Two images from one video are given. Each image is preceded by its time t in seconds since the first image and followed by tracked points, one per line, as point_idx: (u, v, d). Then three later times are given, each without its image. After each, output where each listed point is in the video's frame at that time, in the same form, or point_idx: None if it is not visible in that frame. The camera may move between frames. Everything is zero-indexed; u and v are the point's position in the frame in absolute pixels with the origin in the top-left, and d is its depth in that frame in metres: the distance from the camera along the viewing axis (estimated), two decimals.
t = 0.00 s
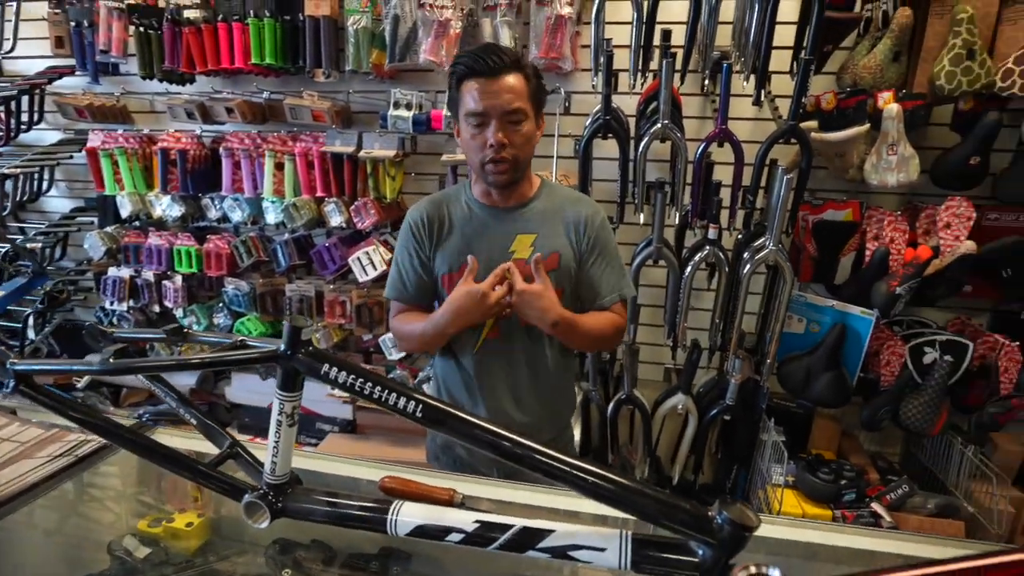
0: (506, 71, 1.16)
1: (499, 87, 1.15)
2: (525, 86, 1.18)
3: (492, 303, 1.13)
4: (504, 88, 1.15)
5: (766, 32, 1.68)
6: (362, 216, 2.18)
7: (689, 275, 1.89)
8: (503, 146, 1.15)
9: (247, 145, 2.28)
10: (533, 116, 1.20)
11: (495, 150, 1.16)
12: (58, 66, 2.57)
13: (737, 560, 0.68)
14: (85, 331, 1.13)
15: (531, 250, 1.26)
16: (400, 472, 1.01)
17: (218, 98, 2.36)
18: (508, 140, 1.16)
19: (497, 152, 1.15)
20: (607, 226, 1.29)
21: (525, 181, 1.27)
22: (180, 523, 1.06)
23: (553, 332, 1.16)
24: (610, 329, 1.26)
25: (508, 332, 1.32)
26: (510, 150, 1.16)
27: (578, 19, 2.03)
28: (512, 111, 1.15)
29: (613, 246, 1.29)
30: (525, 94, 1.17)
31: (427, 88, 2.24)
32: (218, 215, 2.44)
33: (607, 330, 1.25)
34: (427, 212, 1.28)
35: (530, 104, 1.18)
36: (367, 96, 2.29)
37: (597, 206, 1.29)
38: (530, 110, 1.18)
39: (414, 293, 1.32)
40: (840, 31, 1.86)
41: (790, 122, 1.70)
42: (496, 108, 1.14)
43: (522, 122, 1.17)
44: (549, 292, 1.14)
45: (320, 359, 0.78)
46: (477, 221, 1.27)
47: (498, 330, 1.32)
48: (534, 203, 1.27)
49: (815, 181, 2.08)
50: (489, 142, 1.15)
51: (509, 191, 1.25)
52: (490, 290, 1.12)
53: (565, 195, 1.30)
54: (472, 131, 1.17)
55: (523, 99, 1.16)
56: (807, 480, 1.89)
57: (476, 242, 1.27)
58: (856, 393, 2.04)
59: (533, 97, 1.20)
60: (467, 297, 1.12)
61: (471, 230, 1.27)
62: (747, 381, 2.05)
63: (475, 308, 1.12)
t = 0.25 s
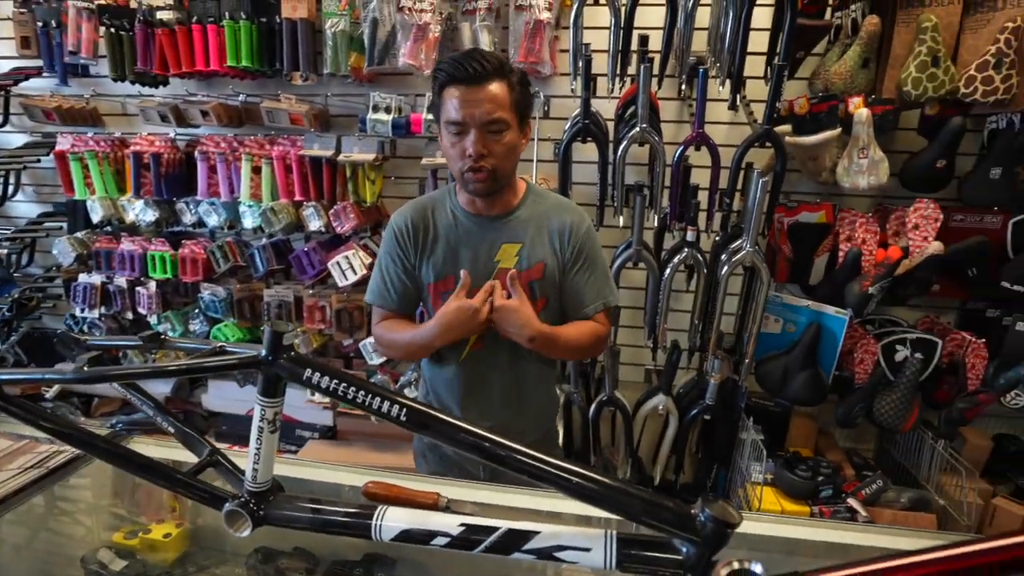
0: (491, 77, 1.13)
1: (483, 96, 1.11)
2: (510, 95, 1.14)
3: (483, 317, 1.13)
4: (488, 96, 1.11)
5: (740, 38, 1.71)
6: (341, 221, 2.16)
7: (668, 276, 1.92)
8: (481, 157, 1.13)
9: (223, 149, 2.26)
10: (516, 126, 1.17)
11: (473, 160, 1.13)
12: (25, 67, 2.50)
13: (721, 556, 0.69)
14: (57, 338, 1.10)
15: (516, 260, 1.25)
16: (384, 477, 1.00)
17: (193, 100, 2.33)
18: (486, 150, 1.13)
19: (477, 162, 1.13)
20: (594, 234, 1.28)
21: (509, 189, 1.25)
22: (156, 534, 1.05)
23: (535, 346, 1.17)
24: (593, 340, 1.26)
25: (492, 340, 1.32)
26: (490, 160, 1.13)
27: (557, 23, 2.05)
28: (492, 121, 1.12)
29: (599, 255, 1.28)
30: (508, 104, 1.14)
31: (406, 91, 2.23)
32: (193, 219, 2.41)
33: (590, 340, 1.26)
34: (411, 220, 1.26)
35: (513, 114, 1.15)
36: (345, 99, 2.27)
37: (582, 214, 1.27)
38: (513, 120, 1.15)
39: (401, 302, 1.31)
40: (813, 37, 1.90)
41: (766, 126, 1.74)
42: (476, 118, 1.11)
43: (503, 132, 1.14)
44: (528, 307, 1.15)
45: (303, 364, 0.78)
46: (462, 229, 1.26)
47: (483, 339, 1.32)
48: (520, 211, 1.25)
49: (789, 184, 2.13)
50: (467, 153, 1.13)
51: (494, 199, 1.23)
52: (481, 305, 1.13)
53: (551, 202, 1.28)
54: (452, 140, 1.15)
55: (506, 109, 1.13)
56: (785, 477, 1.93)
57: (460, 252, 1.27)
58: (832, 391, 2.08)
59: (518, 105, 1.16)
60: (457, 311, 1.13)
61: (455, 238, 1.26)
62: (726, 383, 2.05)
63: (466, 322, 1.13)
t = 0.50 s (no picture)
0: (469, 85, 1.11)
1: (460, 104, 1.10)
2: (487, 103, 1.12)
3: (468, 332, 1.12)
4: (464, 104, 1.10)
5: (725, 42, 1.72)
6: (330, 225, 2.14)
7: (656, 279, 1.92)
8: (454, 166, 1.12)
9: (209, 153, 2.25)
10: (495, 135, 1.14)
11: (447, 170, 1.12)
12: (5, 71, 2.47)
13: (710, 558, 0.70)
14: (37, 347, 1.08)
15: (507, 268, 1.25)
16: (374, 483, 0.99)
17: (178, 105, 2.31)
18: (459, 160, 1.12)
19: (450, 173, 1.12)
20: (588, 242, 1.25)
21: (498, 198, 1.23)
22: (142, 544, 1.02)
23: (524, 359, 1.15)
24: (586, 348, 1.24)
25: (486, 347, 1.32)
26: (464, 169, 1.12)
27: (543, 27, 2.06)
28: (465, 129, 1.11)
29: (594, 263, 1.25)
30: (484, 113, 1.12)
31: (393, 95, 2.22)
32: (179, 224, 2.39)
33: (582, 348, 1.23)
34: (404, 228, 1.27)
35: (490, 122, 1.13)
36: (332, 103, 2.27)
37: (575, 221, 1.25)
38: (490, 129, 1.13)
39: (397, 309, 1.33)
40: (797, 41, 1.92)
41: (751, 128, 1.75)
42: (449, 127, 1.10)
43: (477, 141, 1.12)
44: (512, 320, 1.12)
45: (288, 371, 0.77)
46: (453, 237, 1.26)
47: (476, 347, 1.32)
48: (510, 219, 1.24)
49: (775, 186, 2.15)
50: (440, 162, 1.12)
51: (483, 207, 1.22)
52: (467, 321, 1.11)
53: (544, 209, 1.26)
54: (429, 149, 1.15)
55: (481, 118, 1.11)
56: (774, 477, 1.94)
57: (452, 260, 1.26)
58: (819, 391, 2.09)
59: (496, 113, 1.14)
60: (443, 327, 1.11)
61: (447, 246, 1.26)
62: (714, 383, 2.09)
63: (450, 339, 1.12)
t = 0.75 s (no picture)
0: (461, 89, 1.10)
1: (450, 108, 1.09)
2: (477, 107, 1.11)
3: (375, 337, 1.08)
4: (453, 108, 1.09)
5: (718, 44, 1.73)
6: (323, 228, 2.15)
7: (651, 280, 1.92)
8: (442, 171, 1.11)
9: (202, 156, 2.24)
10: (487, 141, 1.13)
11: (435, 174, 1.12)
12: None
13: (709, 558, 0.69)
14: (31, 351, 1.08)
15: (507, 276, 1.25)
16: (370, 486, 0.98)
17: (171, 108, 2.30)
18: (446, 164, 1.11)
19: (437, 177, 1.12)
20: (593, 252, 1.23)
21: (496, 207, 1.22)
22: (140, 548, 1.01)
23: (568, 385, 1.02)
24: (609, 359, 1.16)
25: (484, 351, 1.33)
26: (451, 173, 1.11)
27: (537, 29, 2.06)
28: (453, 133, 1.10)
29: (598, 278, 1.23)
30: (475, 118, 1.11)
31: (387, 97, 2.22)
32: (171, 228, 2.37)
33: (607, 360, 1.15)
34: (408, 227, 1.29)
35: (479, 127, 1.11)
36: (325, 105, 2.26)
37: (578, 231, 1.23)
38: (481, 134, 1.12)
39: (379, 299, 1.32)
40: (790, 42, 1.92)
41: (745, 129, 1.75)
42: (438, 130, 1.10)
43: (465, 146, 1.11)
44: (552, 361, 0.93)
45: (286, 373, 0.75)
46: (455, 242, 1.26)
47: (474, 350, 1.33)
48: (511, 227, 1.24)
49: (769, 187, 2.15)
50: (428, 165, 1.12)
51: (482, 213, 1.22)
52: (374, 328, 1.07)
53: (547, 218, 1.25)
54: (421, 153, 1.15)
55: (470, 123, 1.10)
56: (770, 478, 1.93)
57: (452, 263, 1.27)
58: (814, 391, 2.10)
59: (487, 119, 1.12)
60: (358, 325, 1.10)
61: (448, 250, 1.27)
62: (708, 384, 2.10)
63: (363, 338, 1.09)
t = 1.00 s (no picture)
0: (482, 89, 1.10)
1: (471, 109, 1.09)
2: (497, 108, 1.11)
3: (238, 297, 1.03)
4: (472, 109, 1.09)
5: (729, 36, 1.71)
6: (332, 223, 2.14)
7: (660, 274, 1.91)
8: (460, 172, 1.12)
9: (212, 152, 2.25)
10: (507, 143, 1.12)
11: (454, 175, 1.13)
12: (9, 72, 2.48)
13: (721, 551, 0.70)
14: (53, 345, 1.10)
15: (525, 273, 1.25)
16: (383, 477, 0.99)
17: (180, 104, 2.31)
18: (466, 166, 1.11)
19: (456, 179, 1.13)
20: (616, 252, 1.21)
21: (516, 208, 1.23)
22: (160, 536, 1.02)
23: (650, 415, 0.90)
24: (650, 363, 1.05)
25: (497, 345, 1.33)
26: (470, 175, 1.12)
27: (545, 22, 2.05)
28: (472, 135, 1.10)
29: (625, 274, 1.19)
30: (495, 120, 1.10)
31: (395, 92, 2.22)
32: (182, 223, 2.39)
33: (652, 367, 1.04)
34: (429, 212, 1.29)
35: (498, 128, 1.11)
36: (333, 100, 2.26)
37: (601, 231, 1.22)
38: (501, 135, 1.11)
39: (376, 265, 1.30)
40: (802, 33, 1.90)
41: (755, 122, 1.74)
42: (458, 132, 1.10)
43: (484, 147, 1.10)
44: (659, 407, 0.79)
45: (304, 366, 0.75)
46: (475, 236, 1.26)
47: (488, 344, 1.33)
48: (531, 225, 1.23)
49: (780, 180, 2.14)
50: (447, 166, 1.13)
51: (504, 213, 1.23)
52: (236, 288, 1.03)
53: (569, 216, 1.24)
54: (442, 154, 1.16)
55: (489, 124, 1.10)
56: (779, 472, 1.93)
57: (469, 258, 1.27)
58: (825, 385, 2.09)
59: (508, 119, 1.12)
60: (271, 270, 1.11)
61: (466, 244, 1.27)
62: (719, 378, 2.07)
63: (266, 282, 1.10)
